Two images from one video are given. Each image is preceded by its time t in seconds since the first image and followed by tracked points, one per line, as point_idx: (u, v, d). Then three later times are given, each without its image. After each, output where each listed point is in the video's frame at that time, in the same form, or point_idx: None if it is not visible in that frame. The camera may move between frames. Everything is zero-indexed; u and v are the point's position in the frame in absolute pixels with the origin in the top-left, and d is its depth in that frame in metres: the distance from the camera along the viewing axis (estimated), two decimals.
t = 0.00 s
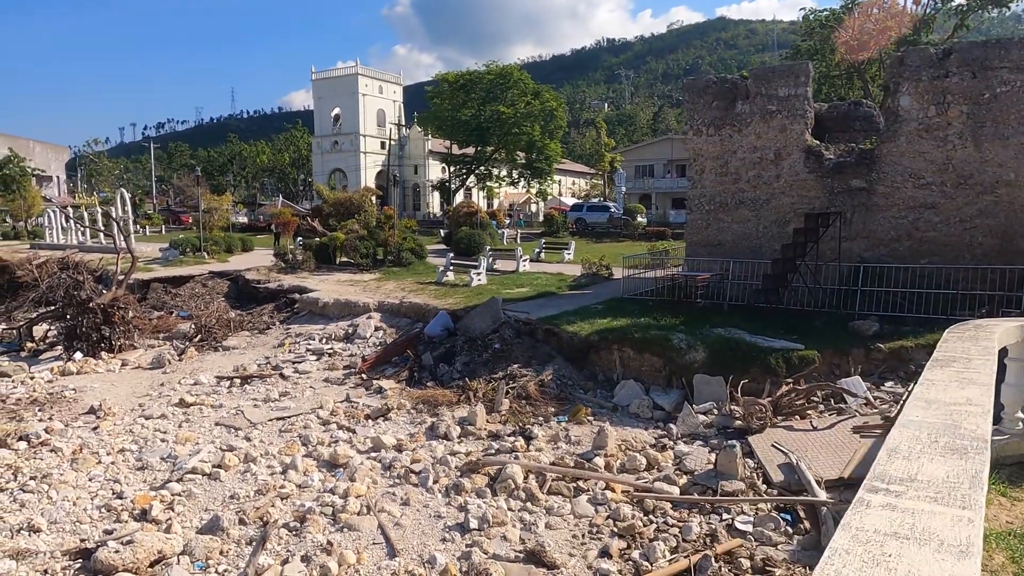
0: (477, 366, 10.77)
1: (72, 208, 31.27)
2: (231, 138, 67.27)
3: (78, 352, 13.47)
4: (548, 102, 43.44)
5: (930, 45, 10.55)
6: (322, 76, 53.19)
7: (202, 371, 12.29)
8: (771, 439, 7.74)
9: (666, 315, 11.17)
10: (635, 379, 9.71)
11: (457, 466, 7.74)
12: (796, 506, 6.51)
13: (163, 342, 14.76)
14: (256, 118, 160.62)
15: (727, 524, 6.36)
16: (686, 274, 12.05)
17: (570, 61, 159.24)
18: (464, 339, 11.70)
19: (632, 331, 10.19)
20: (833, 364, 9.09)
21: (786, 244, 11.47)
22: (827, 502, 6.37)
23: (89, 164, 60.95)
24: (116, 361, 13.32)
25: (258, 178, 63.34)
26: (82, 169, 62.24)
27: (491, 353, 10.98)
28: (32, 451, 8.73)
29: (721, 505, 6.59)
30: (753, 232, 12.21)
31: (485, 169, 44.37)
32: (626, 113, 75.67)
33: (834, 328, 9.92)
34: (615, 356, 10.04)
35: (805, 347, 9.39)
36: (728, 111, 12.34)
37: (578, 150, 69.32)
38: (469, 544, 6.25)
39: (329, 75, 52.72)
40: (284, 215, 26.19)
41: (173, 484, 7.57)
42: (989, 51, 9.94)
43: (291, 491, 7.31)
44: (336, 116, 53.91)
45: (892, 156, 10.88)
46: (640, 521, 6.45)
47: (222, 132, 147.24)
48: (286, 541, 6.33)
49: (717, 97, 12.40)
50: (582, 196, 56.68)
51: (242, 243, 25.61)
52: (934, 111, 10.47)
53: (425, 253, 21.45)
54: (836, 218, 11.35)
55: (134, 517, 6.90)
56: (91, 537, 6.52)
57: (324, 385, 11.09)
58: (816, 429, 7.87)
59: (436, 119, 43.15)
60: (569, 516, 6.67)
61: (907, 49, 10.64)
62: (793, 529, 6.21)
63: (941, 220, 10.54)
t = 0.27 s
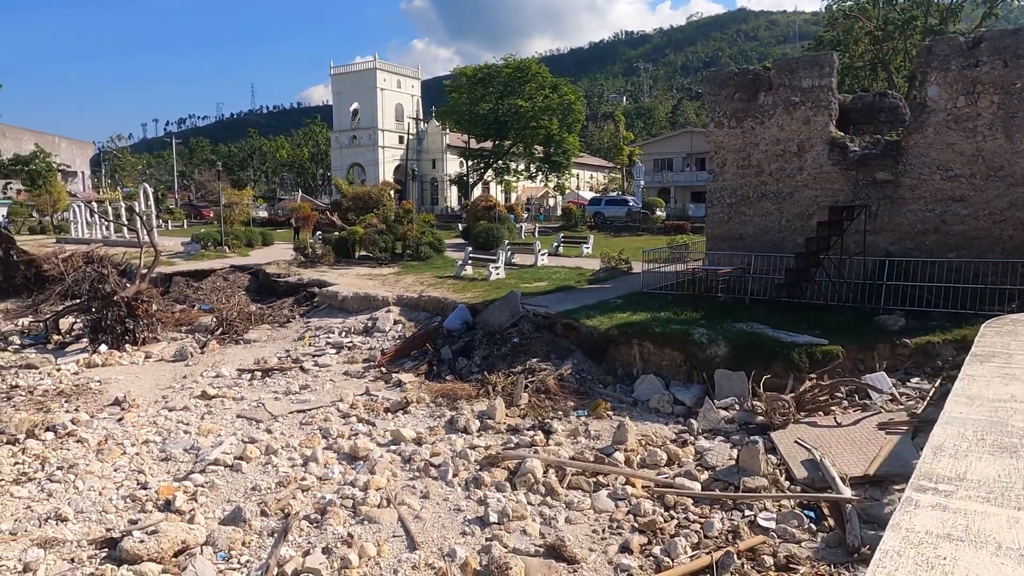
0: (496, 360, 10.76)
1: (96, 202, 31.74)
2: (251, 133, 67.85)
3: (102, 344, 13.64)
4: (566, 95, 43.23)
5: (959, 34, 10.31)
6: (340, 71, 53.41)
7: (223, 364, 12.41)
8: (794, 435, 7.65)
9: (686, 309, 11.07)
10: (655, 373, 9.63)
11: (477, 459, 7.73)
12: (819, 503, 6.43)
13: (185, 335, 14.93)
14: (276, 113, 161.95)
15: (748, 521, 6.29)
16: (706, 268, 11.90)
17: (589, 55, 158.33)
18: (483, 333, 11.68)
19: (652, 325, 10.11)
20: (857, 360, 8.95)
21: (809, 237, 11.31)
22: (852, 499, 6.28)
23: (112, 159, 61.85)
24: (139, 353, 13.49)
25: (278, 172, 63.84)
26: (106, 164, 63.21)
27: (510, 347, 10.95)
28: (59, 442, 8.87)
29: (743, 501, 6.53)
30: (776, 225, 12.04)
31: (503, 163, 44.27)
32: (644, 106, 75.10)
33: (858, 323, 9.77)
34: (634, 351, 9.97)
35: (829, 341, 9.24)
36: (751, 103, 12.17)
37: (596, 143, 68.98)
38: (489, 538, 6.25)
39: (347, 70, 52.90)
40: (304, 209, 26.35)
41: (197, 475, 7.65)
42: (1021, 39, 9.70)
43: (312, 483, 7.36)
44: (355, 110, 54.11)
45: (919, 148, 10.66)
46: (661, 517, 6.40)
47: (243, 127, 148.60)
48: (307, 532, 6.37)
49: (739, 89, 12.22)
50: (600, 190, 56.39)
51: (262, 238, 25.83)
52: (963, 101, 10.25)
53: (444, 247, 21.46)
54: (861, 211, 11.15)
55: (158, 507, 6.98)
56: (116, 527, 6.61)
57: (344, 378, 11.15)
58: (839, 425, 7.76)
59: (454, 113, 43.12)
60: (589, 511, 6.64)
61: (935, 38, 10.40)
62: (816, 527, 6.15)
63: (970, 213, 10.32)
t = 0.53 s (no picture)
0: (518, 354, 10.75)
1: (126, 197, 32.34)
2: (276, 129, 68.55)
3: (132, 337, 13.90)
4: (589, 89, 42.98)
5: (995, 23, 10.04)
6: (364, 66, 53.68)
7: (249, 356, 12.58)
8: (821, 432, 7.53)
9: (711, 304, 10.96)
10: (679, 369, 9.55)
11: (500, 453, 7.74)
12: (847, 502, 6.33)
13: (213, 327, 15.16)
14: (300, 109, 163.36)
15: (774, 519, 6.22)
16: (731, 263, 11.76)
17: (612, 48, 157.23)
18: (505, 327, 11.67)
19: (676, 321, 10.02)
20: (886, 357, 8.78)
21: (838, 231, 11.11)
22: (881, 499, 6.18)
23: (141, 155, 62.92)
24: (168, 345, 13.73)
25: (302, 167, 64.45)
26: (135, 159, 64.32)
27: (533, 342, 10.92)
28: (91, 431, 9.06)
29: (768, 499, 6.45)
30: (803, 219, 11.85)
31: (525, 158, 44.22)
32: (668, 99, 74.38)
33: (887, 319, 9.59)
34: (658, 346, 9.89)
35: (858, 338, 9.08)
36: (778, 95, 11.97)
37: (619, 137, 68.53)
38: (512, 532, 6.26)
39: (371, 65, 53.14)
40: (328, 204, 26.58)
41: (224, 466, 7.77)
42: None
43: (336, 475, 7.43)
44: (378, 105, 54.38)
45: (952, 140, 10.41)
46: (685, 514, 6.35)
47: (268, 122, 150.20)
48: (331, 524, 6.43)
49: (766, 81, 12.03)
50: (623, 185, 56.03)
51: (287, 232, 26.10)
52: (998, 92, 9.99)
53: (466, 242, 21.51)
54: (891, 205, 10.93)
55: (187, 497, 7.11)
56: (146, 516, 6.73)
57: (367, 371, 11.24)
58: (868, 423, 7.63)
59: (477, 107, 43.12)
60: (612, 507, 6.61)
61: (970, 27, 10.15)
62: (844, 526, 6.06)
63: (1005, 207, 10.07)
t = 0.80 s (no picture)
0: (543, 350, 10.73)
1: (158, 192, 32.98)
2: (304, 125, 69.29)
3: (164, 329, 14.18)
4: (615, 84, 42.70)
5: None
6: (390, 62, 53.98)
7: (277, 350, 12.75)
8: (852, 432, 7.40)
9: (739, 301, 10.83)
10: (706, 366, 9.46)
11: (525, 449, 7.74)
12: (879, 502, 6.22)
13: (242, 321, 15.40)
14: (327, 106, 164.90)
15: (803, 518, 6.14)
16: (760, 260, 11.60)
17: (638, 43, 155.91)
18: (530, 323, 11.66)
19: (704, 317, 9.93)
20: (920, 356, 8.59)
21: (870, 228, 10.90)
22: (914, 501, 6.06)
23: (173, 151, 64.09)
24: (198, 338, 13.98)
25: (329, 163, 65.07)
26: (167, 155, 65.55)
27: (558, 338, 10.89)
28: (125, 422, 9.28)
29: (797, 498, 6.36)
30: (833, 215, 11.65)
31: (551, 154, 44.14)
32: (695, 93, 73.53)
33: (921, 318, 9.38)
34: (685, 343, 9.80)
35: (890, 336, 8.90)
36: (809, 88, 11.75)
37: (645, 132, 67.96)
38: (537, 527, 6.27)
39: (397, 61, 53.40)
40: (354, 200, 26.81)
41: (253, 457, 7.89)
42: None
43: (362, 468, 7.50)
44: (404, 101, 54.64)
45: (990, 134, 10.14)
46: (711, 512, 6.30)
47: (296, 119, 151.86)
48: (358, 516, 6.50)
49: (796, 74, 11.82)
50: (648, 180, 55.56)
51: (315, 227, 26.39)
52: None
53: (491, 237, 21.53)
54: (925, 200, 10.69)
55: (217, 487, 7.24)
56: (177, 505, 6.87)
57: (393, 365, 11.32)
58: (901, 422, 7.48)
59: (502, 103, 43.11)
60: (637, 504, 6.58)
61: (1010, 18, 9.88)
62: (875, 527, 5.96)
63: None
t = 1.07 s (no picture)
0: (569, 347, 10.71)
1: (190, 189, 33.59)
2: (332, 123, 69.96)
3: (196, 324, 14.45)
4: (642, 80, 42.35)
5: None
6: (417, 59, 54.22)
7: (306, 345, 12.91)
8: (884, 433, 7.26)
9: (768, 299, 10.69)
10: (733, 365, 9.36)
11: (550, 446, 7.73)
12: (912, 505, 6.10)
13: (271, 316, 15.62)
14: (355, 103, 166.25)
15: (833, 520, 6.04)
16: (790, 257, 11.42)
17: (666, 38, 154.35)
18: (556, 319, 11.64)
19: (732, 316, 9.82)
20: (956, 356, 8.39)
21: (905, 225, 10.66)
22: (949, 504, 5.92)
23: (205, 149, 65.22)
24: (229, 333, 14.22)
25: (356, 161, 65.63)
26: (199, 153, 66.72)
27: (584, 335, 10.86)
28: (158, 413, 9.48)
29: (827, 500, 6.26)
30: (867, 212, 11.42)
31: (577, 150, 43.97)
32: (724, 89, 72.62)
33: (957, 317, 9.16)
34: (713, 341, 9.70)
35: (924, 336, 8.71)
36: (842, 82, 11.51)
37: (672, 129, 67.32)
38: (562, 524, 6.27)
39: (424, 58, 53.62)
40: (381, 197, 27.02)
41: (282, 450, 8.01)
42: None
43: (389, 462, 7.57)
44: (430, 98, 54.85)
45: None
46: (739, 512, 6.23)
47: (324, 117, 153.42)
48: (385, 509, 6.57)
49: (829, 69, 11.59)
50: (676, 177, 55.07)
51: (342, 224, 26.64)
52: None
53: (517, 234, 21.52)
54: (963, 197, 10.43)
55: (247, 479, 7.37)
56: (209, 496, 7.01)
57: (419, 361, 11.40)
58: (935, 424, 7.32)
59: (528, 99, 43.05)
60: (664, 502, 6.54)
61: None
62: (909, 530, 5.84)
63: None
